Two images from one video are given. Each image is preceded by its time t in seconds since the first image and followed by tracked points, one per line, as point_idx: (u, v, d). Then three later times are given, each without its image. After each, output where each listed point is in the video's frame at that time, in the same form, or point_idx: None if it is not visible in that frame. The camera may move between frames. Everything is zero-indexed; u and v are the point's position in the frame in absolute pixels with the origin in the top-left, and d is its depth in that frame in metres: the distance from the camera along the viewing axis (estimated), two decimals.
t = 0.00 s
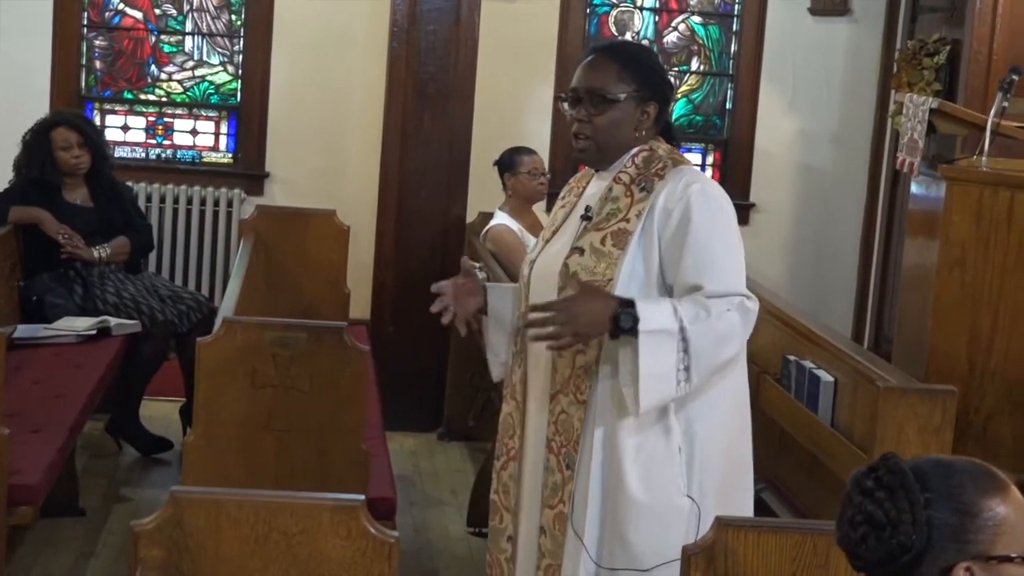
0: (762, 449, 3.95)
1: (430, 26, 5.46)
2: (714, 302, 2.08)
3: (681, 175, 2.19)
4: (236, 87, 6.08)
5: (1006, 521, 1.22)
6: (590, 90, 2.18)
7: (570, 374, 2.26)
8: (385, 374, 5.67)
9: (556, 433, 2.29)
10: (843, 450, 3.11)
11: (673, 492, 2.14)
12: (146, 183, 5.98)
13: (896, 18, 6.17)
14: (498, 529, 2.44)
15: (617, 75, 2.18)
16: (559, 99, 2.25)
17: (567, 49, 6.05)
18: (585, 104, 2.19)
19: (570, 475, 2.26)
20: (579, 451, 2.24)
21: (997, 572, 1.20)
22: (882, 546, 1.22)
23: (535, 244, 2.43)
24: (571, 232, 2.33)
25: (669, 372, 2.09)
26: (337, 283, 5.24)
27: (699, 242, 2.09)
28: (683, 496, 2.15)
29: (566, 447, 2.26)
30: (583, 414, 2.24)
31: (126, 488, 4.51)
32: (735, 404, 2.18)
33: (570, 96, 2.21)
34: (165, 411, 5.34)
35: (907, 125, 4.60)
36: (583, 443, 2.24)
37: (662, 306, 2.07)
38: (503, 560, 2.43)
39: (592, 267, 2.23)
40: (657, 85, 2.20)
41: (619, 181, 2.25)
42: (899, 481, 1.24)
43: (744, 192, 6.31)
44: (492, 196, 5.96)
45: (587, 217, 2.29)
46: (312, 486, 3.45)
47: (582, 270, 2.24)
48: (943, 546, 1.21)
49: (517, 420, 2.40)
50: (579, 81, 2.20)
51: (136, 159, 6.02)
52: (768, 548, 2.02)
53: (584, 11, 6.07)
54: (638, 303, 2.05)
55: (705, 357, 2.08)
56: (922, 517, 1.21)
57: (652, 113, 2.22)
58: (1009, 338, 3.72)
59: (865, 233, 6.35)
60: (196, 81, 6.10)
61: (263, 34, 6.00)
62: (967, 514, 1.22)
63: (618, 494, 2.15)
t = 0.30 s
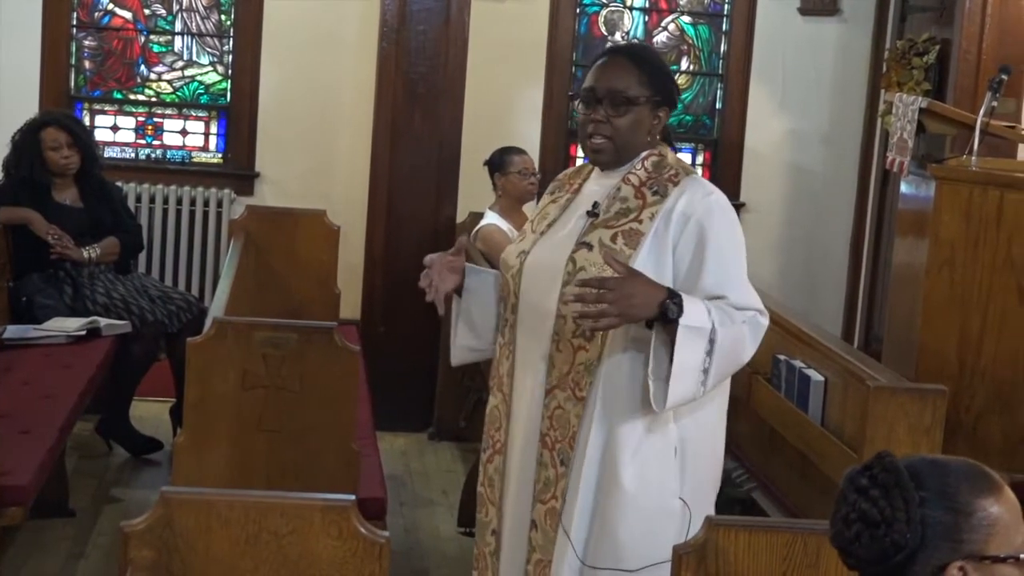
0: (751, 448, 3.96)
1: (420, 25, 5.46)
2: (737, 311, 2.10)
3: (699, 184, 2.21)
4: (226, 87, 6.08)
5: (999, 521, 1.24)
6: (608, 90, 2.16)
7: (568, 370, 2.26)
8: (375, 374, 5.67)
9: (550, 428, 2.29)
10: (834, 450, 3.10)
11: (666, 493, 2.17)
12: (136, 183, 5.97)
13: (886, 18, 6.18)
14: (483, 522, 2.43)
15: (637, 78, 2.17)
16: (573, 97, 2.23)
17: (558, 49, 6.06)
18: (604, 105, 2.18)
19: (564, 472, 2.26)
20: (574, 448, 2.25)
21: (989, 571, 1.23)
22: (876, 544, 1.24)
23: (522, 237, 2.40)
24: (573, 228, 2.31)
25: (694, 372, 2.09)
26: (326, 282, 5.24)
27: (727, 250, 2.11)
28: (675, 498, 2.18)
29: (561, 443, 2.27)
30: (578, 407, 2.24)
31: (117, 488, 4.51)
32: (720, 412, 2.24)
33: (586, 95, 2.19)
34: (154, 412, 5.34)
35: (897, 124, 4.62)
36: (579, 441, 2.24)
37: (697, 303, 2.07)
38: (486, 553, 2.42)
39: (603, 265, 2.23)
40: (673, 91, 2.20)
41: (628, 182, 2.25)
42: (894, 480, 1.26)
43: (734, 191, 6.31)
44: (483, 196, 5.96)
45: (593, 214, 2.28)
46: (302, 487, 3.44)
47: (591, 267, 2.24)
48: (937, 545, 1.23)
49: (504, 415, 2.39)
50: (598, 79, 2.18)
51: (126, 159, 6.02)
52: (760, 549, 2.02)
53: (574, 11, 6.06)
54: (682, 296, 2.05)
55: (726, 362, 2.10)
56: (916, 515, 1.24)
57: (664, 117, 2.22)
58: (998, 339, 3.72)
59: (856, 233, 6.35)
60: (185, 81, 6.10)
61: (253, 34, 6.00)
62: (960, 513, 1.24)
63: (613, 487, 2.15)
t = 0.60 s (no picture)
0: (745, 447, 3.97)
1: (413, 25, 5.46)
2: (731, 332, 2.02)
3: (698, 196, 2.13)
4: (219, 86, 6.08)
5: (993, 522, 1.23)
6: (609, 91, 2.11)
7: (568, 380, 2.18)
8: (369, 374, 5.67)
9: (546, 438, 2.21)
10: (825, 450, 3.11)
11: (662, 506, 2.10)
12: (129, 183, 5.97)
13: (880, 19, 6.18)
14: (466, 530, 2.33)
15: (640, 82, 2.11)
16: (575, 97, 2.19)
17: (551, 49, 6.06)
18: (601, 105, 2.12)
19: (559, 483, 2.18)
20: (572, 459, 2.17)
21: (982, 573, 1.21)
22: (868, 542, 1.23)
23: (517, 240, 2.32)
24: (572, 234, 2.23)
25: (686, 403, 2.01)
26: (318, 281, 5.24)
27: (720, 269, 2.03)
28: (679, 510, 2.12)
29: (557, 454, 2.19)
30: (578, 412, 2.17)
31: (110, 488, 4.51)
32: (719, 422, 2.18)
33: (588, 94, 2.14)
34: (148, 412, 5.34)
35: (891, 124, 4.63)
36: (577, 452, 2.17)
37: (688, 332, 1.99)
38: (470, 562, 2.32)
39: (603, 274, 2.15)
40: (677, 98, 2.14)
41: (629, 189, 2.18)
42: (888, 479, 1.24)
43: (728, 190, 6.32)
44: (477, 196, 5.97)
45: (593, 219, 2.20)
46: (295, 486, 3.45)
47: (591, 275, 2.15)
48: (929, 545, 1.21)
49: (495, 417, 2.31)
50: (598, 79, 2.13)
51: (119, 159, 6.02)
52: (753, 545, 2.03)
53: (567, 11, 6.07)
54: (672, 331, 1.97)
55: (718, 389, 2.03)
56: (909, 514, 1.22)
57: (665, 126, 2.16)
58: (990, 340, 3.66)
59: (850, 234, 6.35)
60: (179, 81, 6.10)
61: (247, 34, 6.00)
62: (954, 513, 1.22)
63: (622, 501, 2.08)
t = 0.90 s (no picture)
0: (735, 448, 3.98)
1: (403, 25, 5.46)
2: (706, 358, 1.93)
3: (686, 211, 2.02)
4: (208, 87, 6.08)
5: (983, 520, 1.23)
6: (590, 94, 2.03)
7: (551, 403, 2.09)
8: (359, 374, 5.67)
9: (534, 463, 2.12)
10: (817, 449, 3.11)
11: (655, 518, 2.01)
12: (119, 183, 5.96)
13: (869, 18, 6.19)
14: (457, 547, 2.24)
15: (623, 87, 2.02)
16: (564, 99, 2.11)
17: (541, 49, 6.06)
18: (583, 109, 2.04)
19: (551, 510, 2.09)
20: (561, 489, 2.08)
21: (972, 571, 1.21)
22: (858, 541, 1.23)
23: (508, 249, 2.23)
24: (557, 249, 2.13)
25: (656, 428, 1.94)
26: (309, 282, 5.24)
27: (697, 292, 1.93)
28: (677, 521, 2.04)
29: (546, 480, 2.10)
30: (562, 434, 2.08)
31: (100, 489, 4.51)
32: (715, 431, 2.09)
33: (574, 97, 2.07)
34: (138, 413, 5.34)
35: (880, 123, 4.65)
36: (565, 478, 2.08)
37: (655, 361, 1.93)
38: None
39: (580, 295, 2.05)
40: (664, 104, 2.04)
41: (615, 203, 2.08)
42: (879, 478, 1.25)
43: (718, 190, 6.32)
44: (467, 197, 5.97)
45: (575, 235, 2.11)
46: (285, 486, 3.44)
47: (569, 296, 2.06)
48: (919, 544, 1.22)
49: (483, 437, 2.23)
50: (583, 83, 2.05)
51: (108, 159, 6.01)
52: (743, 546, 2.01)
53: (557, 11, 6.07)
54: (632, 359, 1.91)
55: (692, 415, 1.96)
56: (900, 513, 1.22)
57: (653, 133, 2.06)
58: (979, 338, 3.66)
59: (839, 233, 6.36)
60: (168, 82, 6.10)
61: (236, 34, 5.99)
62: (943, 511, 1.23)
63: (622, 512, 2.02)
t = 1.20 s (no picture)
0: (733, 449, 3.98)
1: (401, 25, 5.46)
2: (687, 374, 1.77)
3: (674, 215, 1.88)
4: (206, 87, 6.08)
5: (982, 520, 1.23)
6: (569, 95, 1.91)
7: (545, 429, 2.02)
8: (357, 374, 5.67)
9: (533, 489, 2.03)
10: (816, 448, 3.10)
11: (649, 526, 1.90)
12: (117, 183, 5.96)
13: (867, 18, 6.19)
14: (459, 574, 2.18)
15: (603, 85, 1.89)
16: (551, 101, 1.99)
17: (539, 49, 6.06)
18: (565, 112, 1.92)
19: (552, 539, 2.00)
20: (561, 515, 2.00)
21: (971, 571, 1.22)
22: (857, 541, 1.23)
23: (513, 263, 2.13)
24: (550, 264, 2.02)
25: (635, 454, 1.81)
26: (307, 282, 5.24)
27: (677, 304, 1.79)
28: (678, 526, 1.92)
29: (545, 508, 2.01)
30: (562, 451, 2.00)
31: (98, 489, 4.52)
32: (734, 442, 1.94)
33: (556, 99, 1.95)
34: (136, 413, 5.34)
35: (878, 124, 4.66)
36: (565, 505, 2.00)
37: (626, 385, 1.80)
38: None
39: (570, 312, 1.92)
40: (652, 99, 1.90)
41: (606, 211, 1.95)
42: (878, 478, 1.25)
43: (716, 189, 6.32)
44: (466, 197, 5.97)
45: (566, 248, 1.99)
46: (283, 486, 3.43)
47: (559, 314, 1.93)
48: (917, 544, 1.22)
49: (483, 458, 2.16)
50: (566, 84, 1.93)
51: (106, 159, 6.02)
52: (741, 548, 2.00)
53: (555, 11, 6.07)
54: (594, 386, 1.78)
55: (679, 437, 1.80)
56: (900, 513, 1.22)
57: (641, 133, 1.93)
58: (977, 338, 3.66)
59: (837, 232, 6.37)
60: (166, 82, 6.09)
61: (234, 34, 5.99)
62: (941, 511, 1.23)
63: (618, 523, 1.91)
